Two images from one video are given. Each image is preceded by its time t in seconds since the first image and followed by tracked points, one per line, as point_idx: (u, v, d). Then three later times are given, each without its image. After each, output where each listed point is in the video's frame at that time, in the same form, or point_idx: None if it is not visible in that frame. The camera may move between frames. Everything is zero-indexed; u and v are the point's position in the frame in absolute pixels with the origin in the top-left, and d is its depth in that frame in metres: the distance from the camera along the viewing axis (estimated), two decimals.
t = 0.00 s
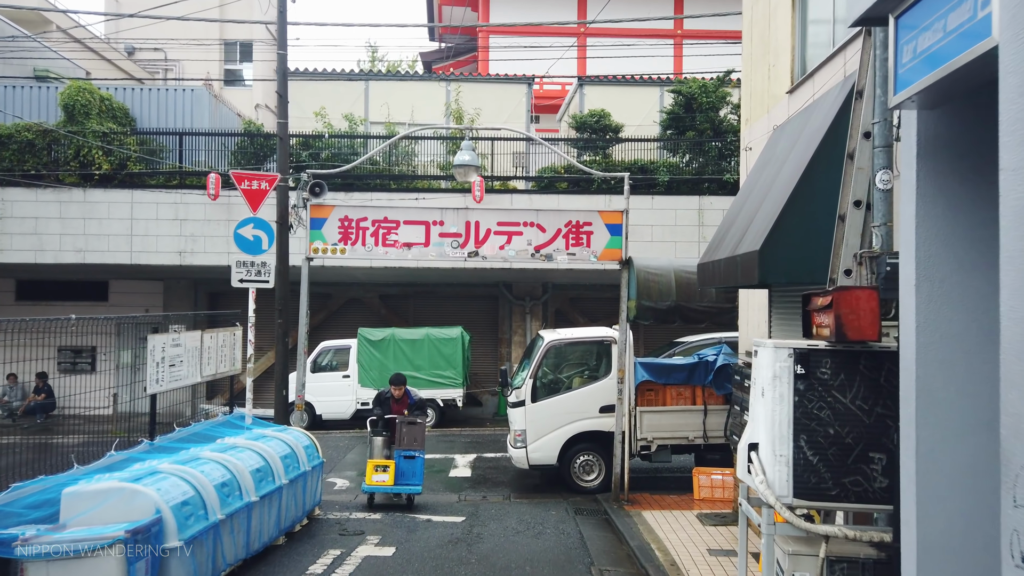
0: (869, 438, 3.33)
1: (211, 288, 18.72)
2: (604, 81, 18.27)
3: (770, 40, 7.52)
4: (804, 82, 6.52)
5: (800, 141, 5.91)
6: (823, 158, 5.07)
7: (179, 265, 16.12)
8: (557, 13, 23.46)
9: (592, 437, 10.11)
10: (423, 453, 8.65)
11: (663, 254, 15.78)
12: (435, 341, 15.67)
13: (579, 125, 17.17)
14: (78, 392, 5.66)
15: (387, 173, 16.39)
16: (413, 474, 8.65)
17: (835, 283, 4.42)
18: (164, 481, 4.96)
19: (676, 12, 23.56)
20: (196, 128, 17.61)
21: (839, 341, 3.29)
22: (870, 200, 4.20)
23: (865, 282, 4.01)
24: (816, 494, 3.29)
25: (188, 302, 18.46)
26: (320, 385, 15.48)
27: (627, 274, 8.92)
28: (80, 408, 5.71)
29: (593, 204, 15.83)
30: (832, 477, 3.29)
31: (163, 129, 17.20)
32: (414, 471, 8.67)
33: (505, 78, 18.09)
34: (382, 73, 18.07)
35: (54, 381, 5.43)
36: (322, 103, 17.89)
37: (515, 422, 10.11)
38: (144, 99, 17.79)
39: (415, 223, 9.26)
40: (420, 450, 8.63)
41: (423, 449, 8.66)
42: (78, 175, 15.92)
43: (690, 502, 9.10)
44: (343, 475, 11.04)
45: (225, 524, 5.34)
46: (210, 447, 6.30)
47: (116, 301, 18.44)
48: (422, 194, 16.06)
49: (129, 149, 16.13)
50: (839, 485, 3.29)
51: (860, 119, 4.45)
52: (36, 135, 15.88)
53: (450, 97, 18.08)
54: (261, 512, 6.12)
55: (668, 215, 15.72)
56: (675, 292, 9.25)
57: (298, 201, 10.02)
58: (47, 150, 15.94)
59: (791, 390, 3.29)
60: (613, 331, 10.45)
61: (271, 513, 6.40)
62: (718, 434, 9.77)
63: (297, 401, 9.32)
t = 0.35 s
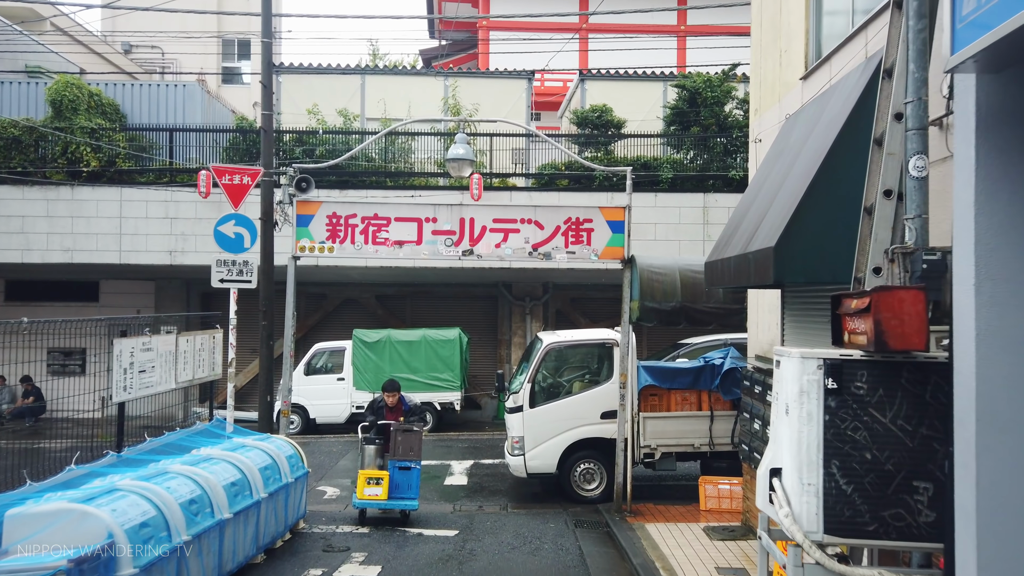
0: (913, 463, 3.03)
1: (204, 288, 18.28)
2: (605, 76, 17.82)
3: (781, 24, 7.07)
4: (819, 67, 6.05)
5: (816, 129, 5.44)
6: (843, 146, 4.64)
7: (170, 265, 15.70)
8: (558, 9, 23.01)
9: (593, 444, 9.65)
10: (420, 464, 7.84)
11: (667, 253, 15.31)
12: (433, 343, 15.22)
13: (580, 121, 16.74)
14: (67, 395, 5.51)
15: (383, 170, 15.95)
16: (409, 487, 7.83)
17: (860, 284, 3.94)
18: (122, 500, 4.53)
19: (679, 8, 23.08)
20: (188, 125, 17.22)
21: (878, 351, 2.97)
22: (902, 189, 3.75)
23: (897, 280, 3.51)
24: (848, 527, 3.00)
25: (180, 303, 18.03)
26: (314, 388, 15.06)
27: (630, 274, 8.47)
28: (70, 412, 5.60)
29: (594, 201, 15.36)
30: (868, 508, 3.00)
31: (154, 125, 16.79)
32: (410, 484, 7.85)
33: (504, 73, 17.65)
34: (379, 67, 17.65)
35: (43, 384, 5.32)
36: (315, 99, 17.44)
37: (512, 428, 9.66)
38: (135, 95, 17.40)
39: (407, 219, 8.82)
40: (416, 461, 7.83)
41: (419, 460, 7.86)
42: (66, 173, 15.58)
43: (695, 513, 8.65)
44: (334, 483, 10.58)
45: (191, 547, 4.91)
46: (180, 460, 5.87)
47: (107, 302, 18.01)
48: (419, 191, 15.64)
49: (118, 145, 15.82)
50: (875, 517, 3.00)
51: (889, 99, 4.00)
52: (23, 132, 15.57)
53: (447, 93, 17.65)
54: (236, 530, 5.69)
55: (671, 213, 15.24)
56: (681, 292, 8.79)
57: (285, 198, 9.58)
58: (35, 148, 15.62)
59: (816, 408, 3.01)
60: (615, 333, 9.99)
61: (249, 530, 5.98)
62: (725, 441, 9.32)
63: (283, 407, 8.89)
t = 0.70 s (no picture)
0: (975, 495, 2.70)
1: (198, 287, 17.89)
2: (608, 69, 17.38)
3: (796, 5, 6.64)
4: (838, 47, 5.61)
5: (838, 112, 5.00)
6: (871, 128, 4.20)
7: (161, 263, 15.30)
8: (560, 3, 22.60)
9: (595, 450, 9.22)
10: (416, 474, 6.86)
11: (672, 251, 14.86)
12: (430, 343, 14.78)
13: (582, 116, 16.32)
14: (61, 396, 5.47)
15: (380, 165, 15.53)
16: (403, 500, 6.81)
17: (897, 280, 3.50)
18: (74, 518, 4.11)
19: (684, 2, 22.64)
20: (179, 119, 16.83)
21: (936, 357, 2.61)
22: (946, 172, 3.30)
23: (941, 274, 3.09)
24: (899, 567, 2.71)
25: (173, 303, 17.64)
26: (309, 390, 14.65)
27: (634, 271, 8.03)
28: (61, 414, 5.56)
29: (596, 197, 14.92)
30: (923, 545, 2.70)
31: (145, 119, 16.39)
32: (404, 497, 6.83)
33: (504, 66, 17.23)
34: (377, 61, 17.25)
35: (32, 384, 5.28)
36: (311, 94, 17.03)
37: (510, 433, 9.23)
38: (125, 89, 17.01)
39: (399, 214, 8.38)
40: (412, 471, 6.85)
41: (415, 470, 6.88)
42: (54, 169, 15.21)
43: (702, 523, 8.22)
44: (326, 490, 10.17)
45: (154, 568, 4.48)
46: (151, 470, 5.45)
47: (98, 301, 17.63)
48: (416, 187, 15.21)
49: (107, 140, 15.44)
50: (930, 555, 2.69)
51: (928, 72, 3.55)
52: (10, 127, 15.17)
53: (446, 87, 17.24)
54: (209, 547, 5.27)
55: (676, 210, 14.79)
56: (688, 291, 8.34)
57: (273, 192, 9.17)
58: (22, 142, 15.23)
59: (860, 431, 2.74)
60: (618, 333, 9.54)
61: (224, 545, 5.55)
62: (733, 447, 8.86)
63: (270, 411, 8.49)
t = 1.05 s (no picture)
0: None
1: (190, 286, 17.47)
2: (610, 63, 16.94)
3: None
4: (861, 22, 5.16)
5: (863, 88, 4.55)
6: (907, 101, 3.74)
7: (150, 261, 14.88)
8: None
9: (595, 457, 8.77)
10: (406, 490, 6.25)
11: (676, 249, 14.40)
12: (426, 344, 14.35)
13: (583, 110, 15.91)
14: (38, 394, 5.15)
15: (375, 160, 15.09)
16: (391, 518, 6.25)
17: (943, 272, 3.04)
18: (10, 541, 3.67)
19: None
20: (169, 114, 16.43)
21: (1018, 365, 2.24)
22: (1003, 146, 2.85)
23: (999, 265, 2.72)
24: None
25: (165, 302, 17.22)
26: (302, 391, 14.21)
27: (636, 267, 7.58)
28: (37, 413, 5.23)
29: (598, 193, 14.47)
30: None
31: (135, 113, 16.00)
32: (393, 515, 6.26)
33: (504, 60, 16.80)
34: (373, 55, 16.83)
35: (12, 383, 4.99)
36: (305, 88, 16.60)
37: (507, 438, 8.78)
38: (115, 83, 16.63)
39: (388, 208, 7.93)
40: (401, 486, 6.21)
41: (406, 485, 6.25)
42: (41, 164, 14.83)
43: (708, 534, 7.78)
44: (315, 498, 9.74)
45: None
46: (111, 483, 5.02)
47: (88, 300, 17.21)
48: (413, 183, 14.78)
49: (96, 135, 15.05)
50: None
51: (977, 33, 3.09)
52: None
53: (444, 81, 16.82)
54: (174, 566, 4.83)
55: (680, 206, 14.31)
56: (694, 289, 7.89)
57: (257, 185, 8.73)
58: (9, 137, 14.85)
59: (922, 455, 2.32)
60: (620, 334, 9.09)
61: (192, 563, 5.12)
62: (742, 452, 8.43)
63: (252, 416, 8.05)
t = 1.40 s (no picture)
0: None
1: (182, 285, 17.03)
2: (612, 55, 16.47)
3: None
4: None
5: (892, 58, 4.09)
6: (950, 67, 3.29)
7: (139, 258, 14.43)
8: None
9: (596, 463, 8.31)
10: (391, 508, 5.80)
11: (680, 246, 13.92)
12: (422, 344, 13.90)
13: (585, 103, 15.45)
14: None
15: (370, 155, 14.62)
16: (375, 541, 5.78)
17: (1009, 260, 2.56)
18: None
19: None
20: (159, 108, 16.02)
21: None
22: None
23: None
24: None
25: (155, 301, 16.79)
26: (294, 393, 13.78)
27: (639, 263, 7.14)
28: None
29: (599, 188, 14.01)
30: None
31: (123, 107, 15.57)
32: (377, 536, 5.80)
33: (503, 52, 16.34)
34: (368, 47, 16.38)
35: None
36: (299, 82, 16.16)
37: (503, 444, 8.33)
38: (103, 76, 16.19)
39: (376, 200, 7.49)
40: (385, 504, 5.75)
41: (390, 502, 5.78)
42: (25, 159, 14.42)
43: (715, 546, 7.32)
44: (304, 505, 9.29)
45: None
46: (62, 499, 4.55)
47: (77, 299, 16.78)
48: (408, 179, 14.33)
49: (82, 128, 14.64)
50: None
51: None
52: None
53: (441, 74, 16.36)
54: None
55: (685, 201, 13.81)
56: (701, 285, 7.44)
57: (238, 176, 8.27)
58: None
59: None
60: (622, 333, 8.64)
61: None
62: (751, 459, 7.95)
63: (233, 421, 7.61)
